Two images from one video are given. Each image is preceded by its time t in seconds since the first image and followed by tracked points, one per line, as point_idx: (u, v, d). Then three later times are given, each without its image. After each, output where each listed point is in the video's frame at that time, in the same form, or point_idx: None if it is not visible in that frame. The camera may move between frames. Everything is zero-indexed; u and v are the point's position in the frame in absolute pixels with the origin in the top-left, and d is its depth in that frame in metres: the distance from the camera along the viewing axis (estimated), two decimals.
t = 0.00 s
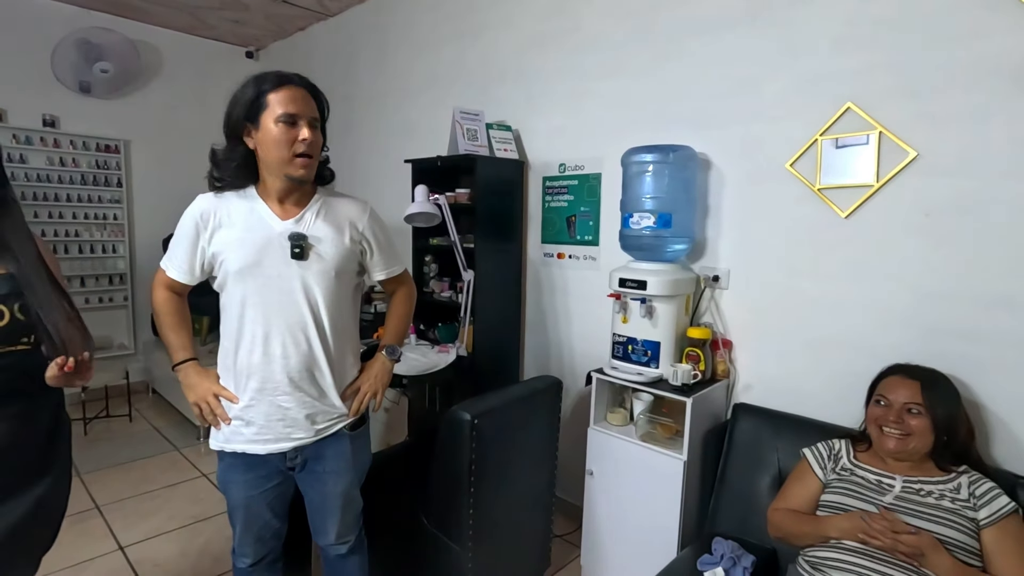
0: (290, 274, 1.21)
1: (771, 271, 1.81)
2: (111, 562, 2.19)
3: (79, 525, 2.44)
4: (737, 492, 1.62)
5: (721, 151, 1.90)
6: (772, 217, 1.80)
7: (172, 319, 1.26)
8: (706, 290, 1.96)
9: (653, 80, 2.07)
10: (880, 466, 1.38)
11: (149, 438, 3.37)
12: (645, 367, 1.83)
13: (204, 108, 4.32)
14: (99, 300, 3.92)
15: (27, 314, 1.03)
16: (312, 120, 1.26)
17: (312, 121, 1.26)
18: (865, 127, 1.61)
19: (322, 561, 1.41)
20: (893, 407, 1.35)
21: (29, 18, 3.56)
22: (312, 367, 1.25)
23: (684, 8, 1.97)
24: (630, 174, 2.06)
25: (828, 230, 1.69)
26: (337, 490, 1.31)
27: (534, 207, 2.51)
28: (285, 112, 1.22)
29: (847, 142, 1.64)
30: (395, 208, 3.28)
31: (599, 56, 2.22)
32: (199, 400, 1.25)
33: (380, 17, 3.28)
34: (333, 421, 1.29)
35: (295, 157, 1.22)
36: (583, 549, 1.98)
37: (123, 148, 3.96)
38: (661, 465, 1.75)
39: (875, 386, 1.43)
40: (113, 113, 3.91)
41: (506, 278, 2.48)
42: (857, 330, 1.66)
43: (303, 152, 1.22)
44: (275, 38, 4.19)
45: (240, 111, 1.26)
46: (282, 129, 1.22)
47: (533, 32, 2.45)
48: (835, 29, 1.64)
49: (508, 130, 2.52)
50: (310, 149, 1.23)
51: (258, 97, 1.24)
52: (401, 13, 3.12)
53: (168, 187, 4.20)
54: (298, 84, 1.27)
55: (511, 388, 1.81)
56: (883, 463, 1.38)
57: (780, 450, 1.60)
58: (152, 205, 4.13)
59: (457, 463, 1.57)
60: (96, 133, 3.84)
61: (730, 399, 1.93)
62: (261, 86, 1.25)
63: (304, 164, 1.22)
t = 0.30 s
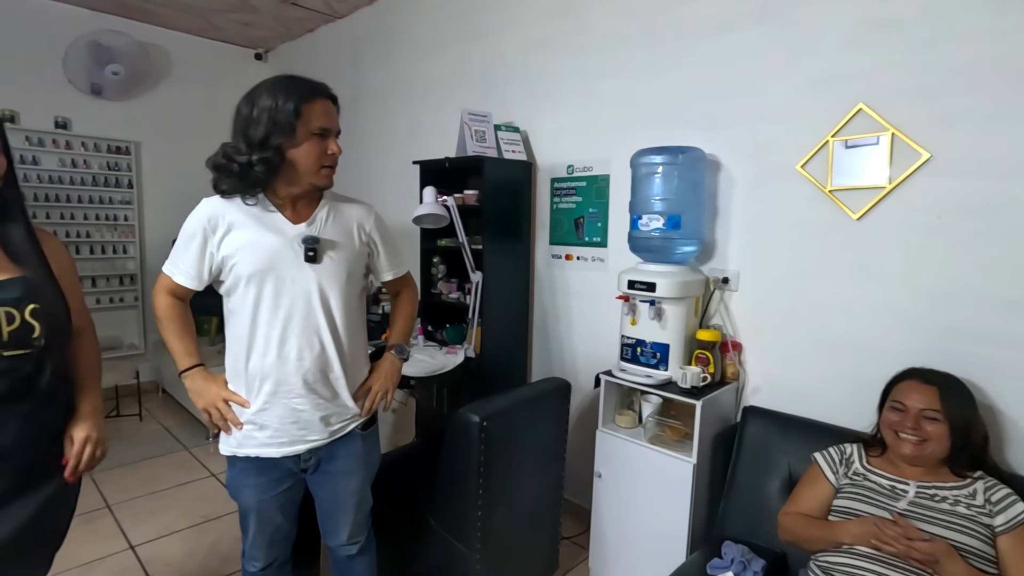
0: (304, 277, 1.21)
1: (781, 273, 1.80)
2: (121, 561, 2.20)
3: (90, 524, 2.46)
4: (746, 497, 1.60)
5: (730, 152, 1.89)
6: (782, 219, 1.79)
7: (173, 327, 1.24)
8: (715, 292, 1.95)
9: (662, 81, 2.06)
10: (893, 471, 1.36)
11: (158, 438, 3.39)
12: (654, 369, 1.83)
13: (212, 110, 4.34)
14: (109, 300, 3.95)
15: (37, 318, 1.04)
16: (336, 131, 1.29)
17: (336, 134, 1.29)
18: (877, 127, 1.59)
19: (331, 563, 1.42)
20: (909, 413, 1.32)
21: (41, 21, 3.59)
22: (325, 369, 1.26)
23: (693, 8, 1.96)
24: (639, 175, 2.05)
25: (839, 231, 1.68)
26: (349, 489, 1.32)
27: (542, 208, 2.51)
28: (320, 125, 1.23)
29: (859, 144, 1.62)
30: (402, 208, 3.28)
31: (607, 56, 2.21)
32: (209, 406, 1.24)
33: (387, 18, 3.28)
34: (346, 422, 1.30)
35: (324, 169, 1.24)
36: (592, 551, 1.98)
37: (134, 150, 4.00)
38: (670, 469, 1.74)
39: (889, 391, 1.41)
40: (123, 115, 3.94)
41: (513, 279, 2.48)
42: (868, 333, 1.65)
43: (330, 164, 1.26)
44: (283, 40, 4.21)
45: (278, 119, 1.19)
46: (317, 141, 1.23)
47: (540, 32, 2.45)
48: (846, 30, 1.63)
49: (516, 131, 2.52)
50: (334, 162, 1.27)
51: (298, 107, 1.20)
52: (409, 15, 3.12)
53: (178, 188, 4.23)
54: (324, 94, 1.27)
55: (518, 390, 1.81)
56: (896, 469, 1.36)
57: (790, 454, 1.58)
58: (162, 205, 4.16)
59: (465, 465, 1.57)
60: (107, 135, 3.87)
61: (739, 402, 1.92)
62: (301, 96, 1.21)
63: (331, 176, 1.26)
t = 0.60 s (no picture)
0: (340, 283, 1.23)
1: (817, 278, 1.75)
2: (158, 556, 2.26)
3: (128, 519, 2.53)
4: (781, 508, 1.56)
5: (765, 154, 1.84)
6: (819, 223, 1.74)
7: (206, 333, 1.25)
8: (749, 297, 1.91)
9: (693, 82, 2.02)
10: (939, 486, 1.31)
11: (192, 435, 3.47)
12: (685, 375, 1.79)
13: (245, 115, 4.44)
14: (147, 301, 4.07)
15: (71, 323, 1.06)
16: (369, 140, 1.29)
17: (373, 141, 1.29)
18: (920, 128, 1.53)
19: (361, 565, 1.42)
20: (958, 427, 1.27)
21: (84, 30, 3.72)
22: (360, 373, 1.27)
23: (725, 7, 1.92)
24: (670, 178, 2.01)
25: (880, 236, 1.62)
26: (382, 491, 1.34)
27: (570, 211, 2.49)
28: (353, 133, 1.24)
29: (901, 145, 1.56)
30: (429, 211, 3.30)
31: (637, 58, 2.18)
32: (243, 412, 1.24)
33: (415, 22, 3.31)
34: (380, 425, 1.32)
35: (356, 176, 1.25)
36: (620, 559, 1.95)
37: (171, 154, 4.11)
38: (702, 478, 1.71)
39: (934, 403, 1.35)
40: (161, 121, 4.05)
41: (541, 283, 2.46)
42: (910, 342, 1.59)
43: (363, 171, 1.26)
44: (313, 45, 4.28)
45: (312, 129, 1.21)
46: (351, 151, 1.24)
47: (568, 34, 2.43)
48: (886, 26, 1.57)
49: (544, 134, 2.51)
50: (368, 170, 1.28)
51: (328, 116, 1.22)
52: (437, 19, 3.14)
53: (212, 191, 4.33)
54: (359, 102, 1.28)
55: (545, 395, 1.79)
56: (942, 484, 1.30)
57: (826, 465, 1.53)
58: (197, 208, 4.27)
59: (493, 470, 1.56)
60: (145, 140, 3.99)
61: (772, 410, 1.88)
62: (333, 105, 1.22)
63: (363, 184, 1.27)
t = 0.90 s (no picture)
0: (383, 286, 1.25)
1: (866, 281, 1.69)
2: (205, 548, 2.33)
3: (176, 512, 2.62)
4: (829, 519, 1.51)
5: (812, 154, 1.79)
6: (868, 225, 1.68)
7: (254, 334, 1.27)
8: (794, 301, 1.85)
9: (734, 81, 1.98)
10: (1001, 503, 1.25)
11: (236, 431, 3.57)
12: (727, 381, 1.75)
13: (286, 119, 4.55)
14: (193, 300, 4.21)
15: (131, 326, 1.11)
16: (400, 140, 1.29)
17: (402, 141, 1.29)
18: (980, 125, 1.48)
19: (401, 565, 1.44)
20: (1015, 438, 1.20)
21: (136, 41, 3.87)
22: (401, 376, 1.29)
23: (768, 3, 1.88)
24: (711, 180, 1.97)
25: (935, 238, 1.56)
26: (422, 492, 1.35)
27: (607, 213, 2.47)
28: (376, 131, 1.26)
29: (958, 142, 1.51)
30: (465, 212, 3.32)
31: (676, 57, 2.15)
32: (289, 412, 1.27)
33: (452, 25, 3.34)
34: (421, 427, 1.34)
35: (381, 172, 1.25)
36: (658, 565, 1.92)
37: (215, 158, 4.24)
38: (744, 486, 1.67)
39: (996, 412, 1.28)
40: (207, 127, 4.19)
41: (578, 285, 2.45)
42: (968, 348, 1.52)
43: (390, 170, 1.25)
44: (351, 50, 4.36)
45: (339, 130, 1.27)
46: (375, 148, 1.25)
47: (605, 34, 2.42)
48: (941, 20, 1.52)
49: (580, 135, 2.49)
50: (396, 167, 1.26)
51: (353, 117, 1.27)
52: (473, 22, 3.16)
53: (255, 194, 4.46)
54: (388, 104, 1.30)
55: (582, 399, 1.78)
56: (1003, 501, 1.24)
57: (877, 476, 1.48)
58: (240, 211, 4.40)
59: (532, 474, 1.56)
60: (192, 145, 4.13)
61: (818, 418, 1.82)
62: (358, 106, 1.28)
63: (390, 182, 1.25)
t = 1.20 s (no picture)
0: (423, 293, 1.27)
1: (916, 289, 1.65)
2: (248, 544, 2.40)
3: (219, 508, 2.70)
4: (876, 534, 1.47)
5: (859, 158, 1.75)
6: (920, 231, 1.63)
7: (308, 335, 1.34)
8: (839, 309, 1.81)
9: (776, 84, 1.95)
10: None
11: (275, 430, 3.67)
12: (768, 391, 1.72)
13: (325, 126, 4.66)
14: (235, 302, 4.35)
15: (193, 333, 1.19)
16: (425, 142, 1.30)
17: (426, 142, 1.30)
18: None
19: (439, 568, 1.46)
20: None
21: (183, 52, 4.02)
22: (439, 383, 1.30)
23: (811, 4, 1.84)
24: (753, 186, 1.94)
25: (990, 246, 1.51)
26: (458, 500, 1.36)
27: (644, 218, 2.45)
28: (398, 134, 1.30)
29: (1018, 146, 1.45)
30: (499, 217, 3.34)
31: (717, 61, 2.13)
32: (334, 411, 1.32)
33: (487, 31, 3.36)
34: (457, 433, 1.34)
35: (401, 173, 1.27)
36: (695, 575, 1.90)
37: (257, 164, 4.36)
38: (786, 497, 1.63)
39: None
40: (249, 134, 4.32)
41: (613, 290, 2.44)
42: None
43: (410, 170, 1.26)
44: (387, 57, 4.44)
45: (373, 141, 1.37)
46: (398, 152, 1.29)
47: (643, 38, 2.41)
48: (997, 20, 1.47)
49: (617, 139, 2.47)
50: (416, 164, 1.27)
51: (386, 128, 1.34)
52: (508, 28, 3.19)
53: (294, 199, 4.58)
54: (419, 109, 1.34)
55: (621, 406, 1.78)
56: None
57: (928, 492, 1.43)
58: (280, 215, 4.52)
59: (570, 481, 1.57)
60: (235, 152, 4.27)
61: (864, 430, 1.77)
62: (389, 117, 1.34)
63: (411, 181, 1.26)
